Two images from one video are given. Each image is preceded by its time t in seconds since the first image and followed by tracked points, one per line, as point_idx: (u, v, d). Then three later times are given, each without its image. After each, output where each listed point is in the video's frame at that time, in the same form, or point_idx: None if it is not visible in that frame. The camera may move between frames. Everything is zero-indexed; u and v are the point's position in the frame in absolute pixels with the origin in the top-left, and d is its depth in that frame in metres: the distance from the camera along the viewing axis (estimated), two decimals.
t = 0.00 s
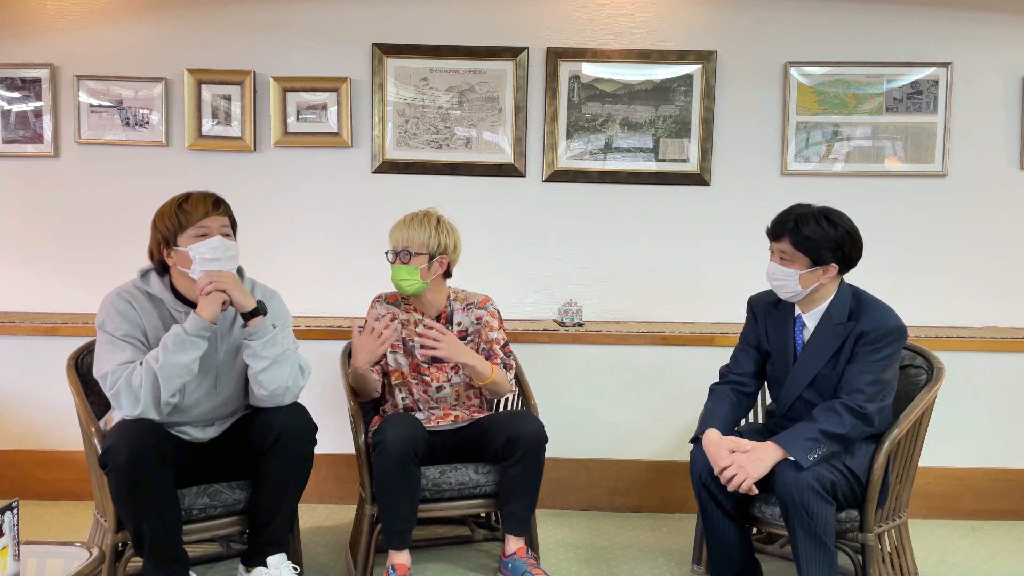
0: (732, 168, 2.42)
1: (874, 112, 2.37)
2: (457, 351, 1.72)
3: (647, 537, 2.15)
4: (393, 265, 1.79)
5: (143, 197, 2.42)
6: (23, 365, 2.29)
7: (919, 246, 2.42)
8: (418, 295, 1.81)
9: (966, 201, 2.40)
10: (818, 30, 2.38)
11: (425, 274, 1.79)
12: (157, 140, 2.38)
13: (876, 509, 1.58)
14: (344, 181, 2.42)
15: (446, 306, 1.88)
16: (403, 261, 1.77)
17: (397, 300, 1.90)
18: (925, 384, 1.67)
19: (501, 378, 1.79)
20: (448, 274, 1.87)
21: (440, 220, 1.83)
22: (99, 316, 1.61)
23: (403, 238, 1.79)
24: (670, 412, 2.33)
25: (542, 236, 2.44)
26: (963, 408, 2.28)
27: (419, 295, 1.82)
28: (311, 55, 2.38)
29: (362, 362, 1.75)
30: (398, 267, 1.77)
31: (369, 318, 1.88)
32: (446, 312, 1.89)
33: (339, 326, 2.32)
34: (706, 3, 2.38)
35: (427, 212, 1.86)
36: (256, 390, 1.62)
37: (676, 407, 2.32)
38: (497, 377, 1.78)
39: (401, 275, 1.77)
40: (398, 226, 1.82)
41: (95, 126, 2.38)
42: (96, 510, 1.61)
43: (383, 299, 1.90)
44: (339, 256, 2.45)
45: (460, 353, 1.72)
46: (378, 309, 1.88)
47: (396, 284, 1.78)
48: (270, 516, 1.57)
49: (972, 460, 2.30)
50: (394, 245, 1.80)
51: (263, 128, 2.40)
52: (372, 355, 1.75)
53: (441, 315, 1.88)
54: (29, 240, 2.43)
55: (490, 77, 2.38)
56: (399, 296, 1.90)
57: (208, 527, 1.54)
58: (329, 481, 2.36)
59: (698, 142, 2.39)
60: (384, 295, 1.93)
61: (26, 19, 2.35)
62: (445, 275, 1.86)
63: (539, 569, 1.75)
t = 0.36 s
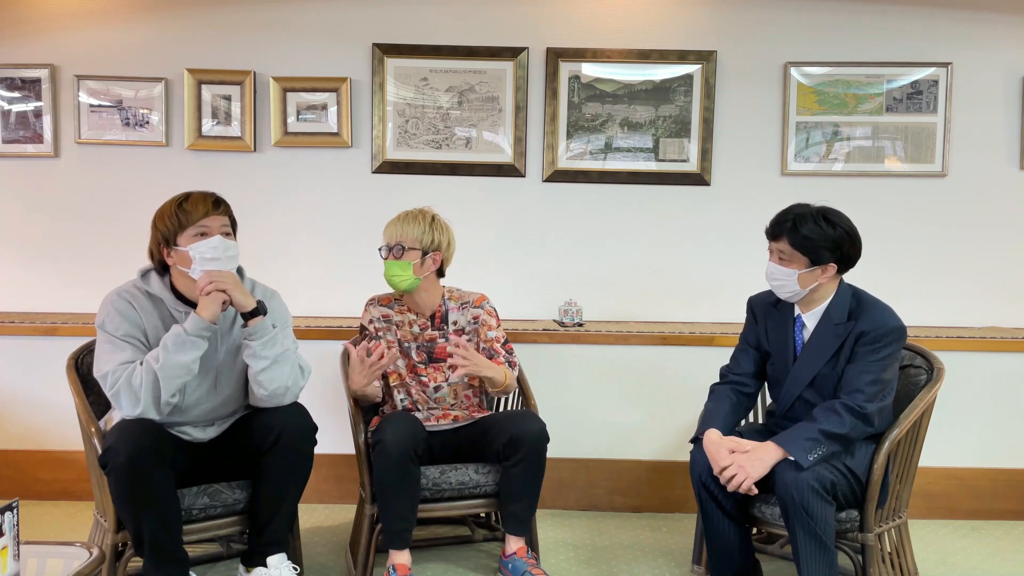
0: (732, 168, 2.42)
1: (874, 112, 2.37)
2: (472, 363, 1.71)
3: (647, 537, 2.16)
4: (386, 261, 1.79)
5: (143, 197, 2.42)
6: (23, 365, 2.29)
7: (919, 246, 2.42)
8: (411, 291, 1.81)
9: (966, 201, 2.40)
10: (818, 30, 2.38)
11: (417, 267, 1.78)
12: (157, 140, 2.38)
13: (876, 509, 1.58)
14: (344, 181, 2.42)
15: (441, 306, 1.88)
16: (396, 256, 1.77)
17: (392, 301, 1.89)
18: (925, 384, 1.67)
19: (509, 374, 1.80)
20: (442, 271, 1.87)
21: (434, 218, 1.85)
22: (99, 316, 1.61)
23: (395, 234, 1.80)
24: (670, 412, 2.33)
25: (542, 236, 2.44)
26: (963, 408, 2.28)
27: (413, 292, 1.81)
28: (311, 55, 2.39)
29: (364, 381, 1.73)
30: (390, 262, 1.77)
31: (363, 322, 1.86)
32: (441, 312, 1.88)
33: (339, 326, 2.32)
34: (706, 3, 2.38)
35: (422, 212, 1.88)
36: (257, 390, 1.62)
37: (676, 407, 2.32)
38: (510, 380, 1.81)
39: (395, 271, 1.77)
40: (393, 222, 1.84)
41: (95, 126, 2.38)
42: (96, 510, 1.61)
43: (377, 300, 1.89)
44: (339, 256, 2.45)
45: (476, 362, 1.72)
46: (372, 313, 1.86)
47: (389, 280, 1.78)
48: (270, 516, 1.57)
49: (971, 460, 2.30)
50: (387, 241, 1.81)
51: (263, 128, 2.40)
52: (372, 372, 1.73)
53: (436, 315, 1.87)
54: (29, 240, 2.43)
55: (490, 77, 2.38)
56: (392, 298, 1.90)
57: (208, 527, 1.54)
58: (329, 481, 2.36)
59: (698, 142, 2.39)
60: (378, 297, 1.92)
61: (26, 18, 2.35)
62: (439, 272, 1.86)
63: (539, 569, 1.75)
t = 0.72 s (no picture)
0: (732, 168, 2.42)
1: (874, 112, 2.37)
2: (483, 383, 1.74)
3: (647, 537, 2.15)
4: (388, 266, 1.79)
5: (143, 197, 2.42)
6: (23, 365, 2.29)
7: (919, 246, 2.42)
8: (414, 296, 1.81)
9: (966, 201, 2.40)
10: (818, 30, 2.38)
11: (418, 273, 1.78)
12: (157, 140, 2.38)
13: (876, 509, 1.58)
14: (344, 181, 2.42)
15: (441, 308, 1.87)
16: (399, 261, 1.77)
17: (391, 303, 1.88)
18: (925, 384, 1.67)
19: (514, 380, 1.81)
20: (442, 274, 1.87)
21: (434, 220, 1.84)
22: (99, 316, 1.61)
23: (394, 238, 1.79)
24: (670, 412, 2.33)
25: (542, 236, 2.44)
26: (964, 408, 2.28)
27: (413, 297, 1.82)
28: (311, 55, 2.39)
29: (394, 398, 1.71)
30: (393, 267, 1.77)
31: (362, 324, 1.86)
32: (441, 314, 1.87)
33: (339, 326, 2.32)
34: (706, 3, 2.38)
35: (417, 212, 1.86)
36: (257, 391, 1.63)
37: (676, 407, 2.32)
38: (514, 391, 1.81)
39: (398, 277, 1.77)
40: (392, 224, 1.82)
41: (95, 126, 2.38)
42: (96, 510, 1.61)
43: (376, 303, 1.88)
44: (339, 256, 2.45)
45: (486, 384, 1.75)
46: (372, 316, 1.86)
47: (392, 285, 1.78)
48: (270, 516, 1.57)
49: (971, 460, 2.30)
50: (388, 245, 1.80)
51: (263, 128, 2.40)
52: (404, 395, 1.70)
53: (436, 316, 1.87)
54: (29, 240, 2.43)
55: (490, 77, 2.38)
56: (391, 300, 1.89)
57: (208, 527, 1.54)
58: (329, 481, 2.36)
59: (698, 142, 2.39)
60: (375, 300, 1.91)
61: (26, 18, 2.35)
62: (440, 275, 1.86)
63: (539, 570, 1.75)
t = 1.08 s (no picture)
0: (732, 168, 2.42)
1: (874, 112, 2.37)
2: (484, 382, 1.76)
3: (647, 537, 2.16)
4: (436, 266, 1.77)
5: (143, 197, 2.42)
6: (23, 365, 2.29)
7: (919, 246, 2.42)
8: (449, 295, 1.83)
9: (966, 201, 2.40)
10: (818, 30, 2.38)
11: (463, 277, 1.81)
12: (157, 140, 2.38)
13: (876, 509, 1.58)
14: (344, 181, 2.42)
15: (445, 309, 1.88)
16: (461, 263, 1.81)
17: (395, 305, 1.86)
18: (925, 384, 1.67)
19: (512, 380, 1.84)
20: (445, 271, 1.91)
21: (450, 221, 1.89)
22: (100, 316, 1.61)
23: (440, 240, 1.78)
24: (670, 412, 2.33)
25: (542, 236, 2.44)
26: (964, 408, 2.28)
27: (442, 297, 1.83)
28: (311, 55, 2.39)
29: (430, 402, 1.71)
30: (459, 268, 1.79)
31: (367, 330, 1.83)
32: (446, 314, 1.88)
33: (339, 326, 2.32)
34: (706, 3, 2.38)
35: (432, 212, 1.86)
36: (257, 391, 1.63)
37: (676, 407, 2.32)
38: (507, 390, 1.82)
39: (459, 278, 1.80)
40: (439, 224, 1.80)
41: (95, 126, 2.38)
42: (96, 510, 1.61)
43: (380, 306, 1.85)
44: (339, 256, 2.45)
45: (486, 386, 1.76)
46: (377, 320, 1.83)
47: (451, 285, 1.78)
48: (270, 516, 1.57)
49: (971, 460, 2.30)
50: (449, 245, 1.79)
51: (263, 128, 2.40)
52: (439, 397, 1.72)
53: (441, 317, 1.87)
54: (29, 240, 2.43)
55: (490, 77, 2.38)
56: (396, 303, 1.86)
57: (207, 527, 1.54)
58: (329, 481, 2.36)
59: (698, 142, 2.39)
60: (377, 303, 1.88)
61: (26, 18, 2.35)
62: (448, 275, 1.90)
63: (540, 569, 1.75)
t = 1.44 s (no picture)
0: (732, 168, 2.42)
1: (874, 112, 2.37)
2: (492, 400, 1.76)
3: (647, 537, 2.16)
4: (457, 270, 1.77)
5: (143, 197, 2.42)
6: (23, 365, 2.29)
7: (919, 246, 2.42)
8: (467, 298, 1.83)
9: (966, 201, 2.40)
10: (818, 30, 2.38)
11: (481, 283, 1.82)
12: (157, 140, 2.38)
13: (876, 509, 1.58)
14: (344, 181, 2.42)
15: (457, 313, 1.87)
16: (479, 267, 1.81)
17: (410, 305, 1.86)
18: (925, 384, 1.67)
19: (519, 383, 1.83)
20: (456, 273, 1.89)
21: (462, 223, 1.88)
22: (100, 316, 1.61)
23: (461, 243, 1.78)
24: (670, 412, 2.33)
25: (542, 236, 2.44)
26: (964, 408, 2.28)
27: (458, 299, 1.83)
28: (311, 55, 2.39)
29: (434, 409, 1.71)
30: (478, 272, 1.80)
31: (385, 323, 1.82)
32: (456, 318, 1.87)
33: (339, 326, 2.32)
34: (706, 3, 2.38)
35: (450, 215, 1.86)
36: (257, 391, 1.63)
37: (676, 407, 2.32)
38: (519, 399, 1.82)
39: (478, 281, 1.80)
40: (460, 227, 1.80)
41: (95, 126, 2.38)
42: (96, 510, 1.61)
43: (396, 304, 1.85)
44: (339, 256, 2.45)
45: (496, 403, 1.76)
46: (395, 315, 1.83)
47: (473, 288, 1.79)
48: (270, 516, 1.57)
49: (972, 460, 2.30)
50: (469, 249, 1.79)
51: (263, 128, 2.40)
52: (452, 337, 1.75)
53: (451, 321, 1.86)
54: (29, 240, 2.43)
55: (490, 77, 2.38)
56: (410, 303, 1.87)
57: (208, 527, 1.54)
58: (329, 481, 2.36)
59: (698, 142, 2.39)
60: (391, 301, 1.87)
61: (26, 18, 2.36)
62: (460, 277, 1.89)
63: (539, 569, 1.75)
